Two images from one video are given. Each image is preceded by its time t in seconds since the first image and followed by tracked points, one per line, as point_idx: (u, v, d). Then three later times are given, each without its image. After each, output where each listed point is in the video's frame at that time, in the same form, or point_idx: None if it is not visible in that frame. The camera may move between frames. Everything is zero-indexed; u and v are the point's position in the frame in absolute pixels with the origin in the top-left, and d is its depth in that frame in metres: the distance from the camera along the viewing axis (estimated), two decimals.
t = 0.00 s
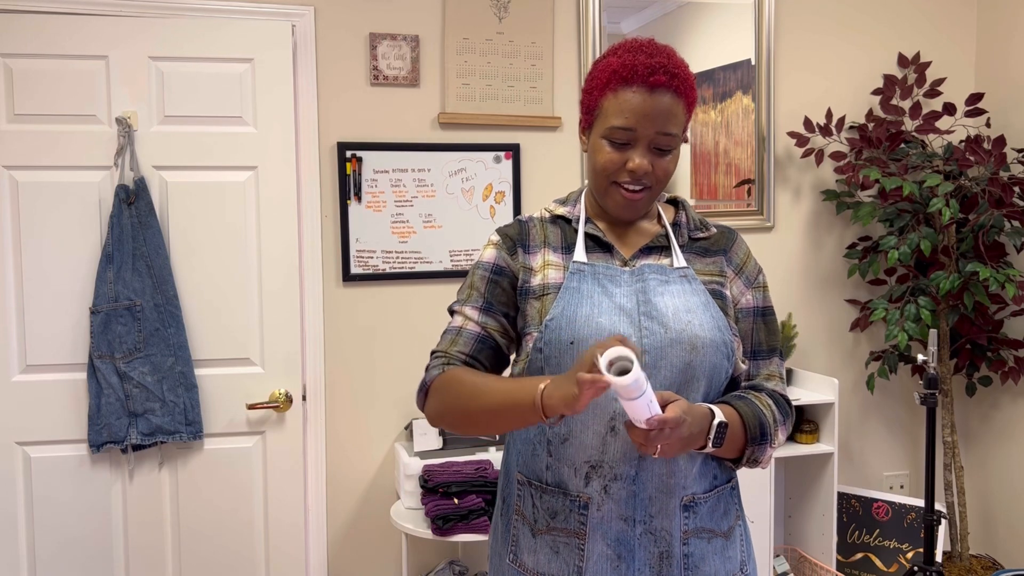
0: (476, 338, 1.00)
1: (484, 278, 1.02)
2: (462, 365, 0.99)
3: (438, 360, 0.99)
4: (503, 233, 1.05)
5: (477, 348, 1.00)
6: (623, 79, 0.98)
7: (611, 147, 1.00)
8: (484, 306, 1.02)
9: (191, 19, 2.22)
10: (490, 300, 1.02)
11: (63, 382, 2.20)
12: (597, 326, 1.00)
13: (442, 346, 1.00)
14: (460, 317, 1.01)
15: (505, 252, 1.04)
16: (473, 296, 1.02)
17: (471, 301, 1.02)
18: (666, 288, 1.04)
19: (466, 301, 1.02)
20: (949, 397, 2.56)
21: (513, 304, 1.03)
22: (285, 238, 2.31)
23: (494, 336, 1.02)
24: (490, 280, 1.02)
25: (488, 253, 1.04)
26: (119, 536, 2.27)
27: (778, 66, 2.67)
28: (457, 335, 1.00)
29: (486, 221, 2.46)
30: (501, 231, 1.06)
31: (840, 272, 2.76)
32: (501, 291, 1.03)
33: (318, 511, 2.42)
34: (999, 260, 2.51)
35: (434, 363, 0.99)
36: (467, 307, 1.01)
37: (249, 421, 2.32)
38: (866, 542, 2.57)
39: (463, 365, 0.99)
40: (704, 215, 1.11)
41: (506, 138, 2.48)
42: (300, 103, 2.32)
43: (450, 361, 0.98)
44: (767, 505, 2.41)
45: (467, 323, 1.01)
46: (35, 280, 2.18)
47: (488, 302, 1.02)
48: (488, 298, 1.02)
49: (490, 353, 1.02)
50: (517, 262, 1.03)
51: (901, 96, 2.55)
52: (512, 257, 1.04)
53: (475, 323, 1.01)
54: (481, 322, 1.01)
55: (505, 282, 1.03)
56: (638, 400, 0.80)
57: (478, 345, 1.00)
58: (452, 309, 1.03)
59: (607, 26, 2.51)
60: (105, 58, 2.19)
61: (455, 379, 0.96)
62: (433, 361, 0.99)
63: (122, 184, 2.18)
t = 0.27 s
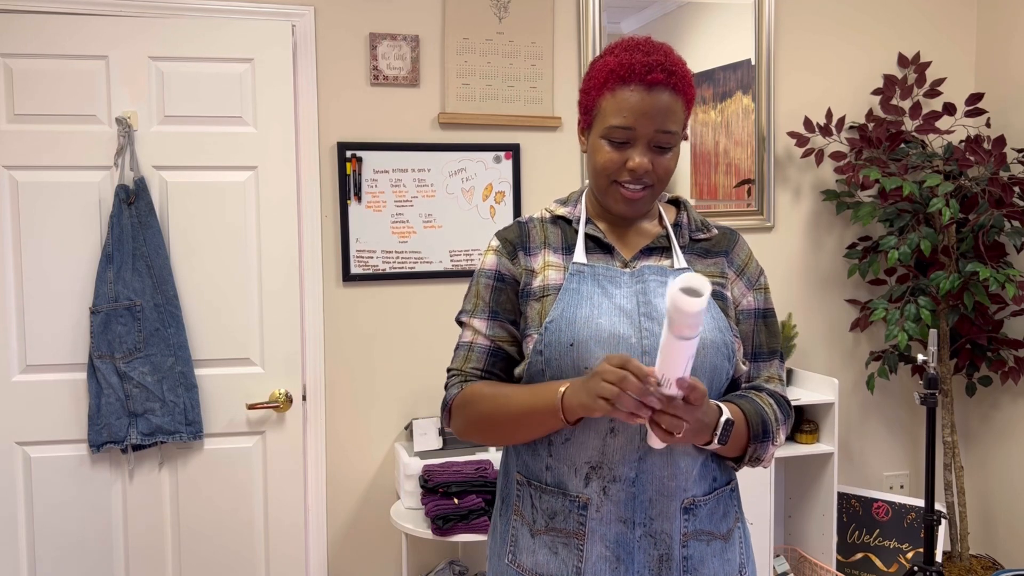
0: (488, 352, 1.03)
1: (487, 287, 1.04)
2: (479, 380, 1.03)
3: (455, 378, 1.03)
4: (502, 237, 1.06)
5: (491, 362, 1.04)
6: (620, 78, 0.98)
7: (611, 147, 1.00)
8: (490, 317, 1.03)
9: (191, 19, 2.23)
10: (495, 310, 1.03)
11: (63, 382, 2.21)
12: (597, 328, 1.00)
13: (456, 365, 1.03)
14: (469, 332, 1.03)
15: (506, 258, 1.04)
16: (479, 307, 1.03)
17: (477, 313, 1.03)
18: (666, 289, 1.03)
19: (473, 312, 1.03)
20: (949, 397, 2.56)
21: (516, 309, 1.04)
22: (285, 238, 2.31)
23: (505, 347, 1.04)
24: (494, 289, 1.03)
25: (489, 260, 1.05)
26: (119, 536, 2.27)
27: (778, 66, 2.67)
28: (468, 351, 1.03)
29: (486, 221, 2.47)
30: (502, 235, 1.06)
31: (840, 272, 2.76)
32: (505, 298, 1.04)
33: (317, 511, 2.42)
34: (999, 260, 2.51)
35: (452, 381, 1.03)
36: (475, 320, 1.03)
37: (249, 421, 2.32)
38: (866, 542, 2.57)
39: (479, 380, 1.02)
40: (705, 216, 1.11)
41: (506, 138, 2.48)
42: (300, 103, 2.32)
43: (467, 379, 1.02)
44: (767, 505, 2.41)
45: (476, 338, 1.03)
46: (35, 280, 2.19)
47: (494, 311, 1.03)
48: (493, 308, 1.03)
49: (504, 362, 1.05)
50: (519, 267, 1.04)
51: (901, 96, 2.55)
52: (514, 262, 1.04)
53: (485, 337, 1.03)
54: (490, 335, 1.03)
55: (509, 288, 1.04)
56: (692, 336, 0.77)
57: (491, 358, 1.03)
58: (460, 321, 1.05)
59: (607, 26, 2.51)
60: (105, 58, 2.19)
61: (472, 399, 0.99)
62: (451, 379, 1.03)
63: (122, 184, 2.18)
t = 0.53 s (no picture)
0: (491, 350, 1.03)
1: (490, 284, 1.03)
2: (481, 379, 1.02)
3: (457, 376, 1.02)
4: (504, 235, 1.06)
5: (493, 359, 1.03)
6: (609, 80, 0.98)
7: (605, 148, 1.00)
8: (493, 314, 1.03)
9: (191, 19, 2.22)
10: (498, 307, 1.03)
11: (64, 382, 2.21)
12: (597, 327, 1.00)
13: (458, 362, 1.02)
14: (471, 329, 1.03)
15: (508, 256, 1.04)
16: (482, 304, 1.03)
17: (480, 310, 1.03)
18: (666, 289, 1.04)
19: (475, 310, 1.03)
20: (949, 397, 2.56)
21: (518, 308, 1.04)
22: (285, 238, 2.31)
23: (507, 345, 1.04)
24: (496, 286, 1.03)
25: (490, 258, 1.05)
26: (119, 536, 2.27)
27: (778, 67, 2.67)
28: (471, 349, 1.02)
29: (486, 221, 2.46)
30: (503, 233, 1.06)
31: (840, 272, 2.76)
32: (508, 296, 1.04)
33: (318, 511, 2.42)
34: (999, 260, 2.51)
35: (454, 380, 1.02)
36: (477, 317, 1.03)
37: (249, 421, 2.32)
38: (866, 542, 2.57)
39: (482, 378, 1.02)
40: (707, 215, 1.10)
41: (506, 138, 2.48)
42: (300, 103, 2.32)
43: (469, 377, 1.01)
44: (767, 505, 2.41)
45: (478, 335, 1.02)
46: (35, 280, 2.18)
47: (497, 309, 1.03)
48: (496, 305, 1.03)
49: (506, 362, 1.05)
50: (521, 265, 1.04)
51: (901, 96, 2.55)
52: (516, 260, 1.04)
53: (488, 334, 1.03)
54: (493, 332, 1.03)
55: (511, 287, 1.04)
56: (713, 333, 0.80)
57: (493, 356, 1.03)
58: (462, 318, 1.04)
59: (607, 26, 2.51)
60: (105, 59, 2.19)
61: (476, 397, 0.99)
62: (452, 377, 1.02)
63: (122, 184, 2.18)
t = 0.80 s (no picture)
0: (493, 353, 1.03)
1: (490, 286, 1.03)
2: (483, 384, 1.02)
3: (459, 381, 1.02)
4: (503, 237, 1.06)
5: (495, 363, 1.03)
6: (604, 80, 0.98)
7: (603, 149, 1.00)
8: (494, 317, 1.03)
9: (191, 19, 2.22)
10: (499, 310, 1.03)
11: (64, 382, 2.21)
12: (597, 329, 1.01)
13: (460, 366, 1.02)
14: (472, 333, 1.03)
15: (507, 257, 1.04)
16: (483, 308, 1.03)
17: (480, 313, 1.03)
18: (667, 289, 1.03)
19: (476, 313, 1.03)
20: (949, 397, 2.56)
21: (519, 310, 1.04)
22: (285, 238, 2.31)
23: (509, 348, 1.03)
24: (497, 289, 1.03)
25: (490, 260, 1.05)
26: (119, 536, 2.27)
27: (778, 66, 2.67)
28: (472, 352, 1.02)
29: (486, 221, 2.47)
30: (502, 235, 1.06)
31: (841, 272, 2.76)
32: (508, 299, 1.04)
33: (317, 510, 2.41)
34: (999, 261, 2.51)
35: (457, 385, 1.02)
36: (478, 320, 1.03)
37: (249, 421, 2.32)
38: (866, 542, 2.57)
39: (484, 382, 1.02)
40: (706, 214, 1.09)
41: (506, 138, 2.48)
42: (300, 103, 2.32)
43: (472, 382, 1.01)
44: (767, 505, 2.41)
45: (479, 339, 1.02)
46: (36, 280, 2.18)
47: (497, 312, 1.03)
48: (496, 308, 1.03)
49: (508, 365, 1.05)
50: (520, 266, 1.04)
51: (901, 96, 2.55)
52: (515, 261, 1.04)
53: (489, 338, 1.03)
54: (494, 336, 1.03)
55: (512, 289, 1.04)
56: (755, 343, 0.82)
57: (495, 359, 1.03)
58: (463, 321, 1.04)
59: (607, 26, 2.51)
60: (105, 58, 2.19)
61: (480, 404, 0.99)
62: (455, 383, 1.02)
63: (122, 184, 2.18)
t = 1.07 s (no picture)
0: (493, 354, 1.03)
1: (490, 286, 1.04)
2: (484, 385, 1.02)
3: (460, 382, 1.02)
4: (503, 236, 1.06)
5: (495, 363, 1.03)
6: (602, 82, 0.98)
7: (602, 151, 1.00)
8: (494, 318, 1.03)
9: (191, 19, 2.22)
10: (499, 310, 1.03)
11: (64, 382, 2.21)
12: (595, 330, 1.00)
13: (461, 367, 1.03)
14: (473, 333, 1.03)
15: (507, 257, 1.05)
16: (483, 308, 1.03)
17: (481, 314, 1.03)
18: (666, 290, 1.03)
19: (476, 313, 1.03)
20: (949, 397, 2.56)
21: (520, 310, 1.04)
22: (285, 238, 2.31)
23: (509, 348, 1.04)
24: (497, 289, 1.04)
25: (490, 260, 1.05)
26: (119, 536, 2.27)
27: (778, 66, 2.67)
28: (473, 353, 1.02)
29: (486, 221, 2.47)
30: (502, 235, 1.07)
31: (841, 272, 2.76)
32: (508, 298, 1.04)
33: (317, 510, 2.41)
34: (999, 261, 2.51)
35: (457, 386, 1.02)
36: (479, 321, 1.03)
37: (249, 421, 2.32)
38: (866, 542, 2.57)
39: (484, 383, 1.02)
40: (707, 214, 1.09)
41: (506, 138, 2.48)
42: (300, 103, 2.32)
43: (472, 382, 1.02)
44: (767, 505, 2.41)
45: (480, 339, 1.03)
46: (36, 280, 2.18)
47: (498, 312, 1.03)
48: (496, 308, 1.03)
49: (508, 366, 1.05)
50: (520, 266, 1.04)
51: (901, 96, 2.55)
52: (515, 261, 1.05)
53: (489, 338, 1.03)
54: (494, 336, 1.03)
55: (512, 288, 1.04)
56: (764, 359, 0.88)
57: (496, 360, 1.03)
58: (463, 322, 1.04)
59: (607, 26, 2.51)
60: (105, 58, 2.19)
61: (480, 407, 0.99)
62: (456, 384, 1.02)
63: (122, 184, 2.18)
